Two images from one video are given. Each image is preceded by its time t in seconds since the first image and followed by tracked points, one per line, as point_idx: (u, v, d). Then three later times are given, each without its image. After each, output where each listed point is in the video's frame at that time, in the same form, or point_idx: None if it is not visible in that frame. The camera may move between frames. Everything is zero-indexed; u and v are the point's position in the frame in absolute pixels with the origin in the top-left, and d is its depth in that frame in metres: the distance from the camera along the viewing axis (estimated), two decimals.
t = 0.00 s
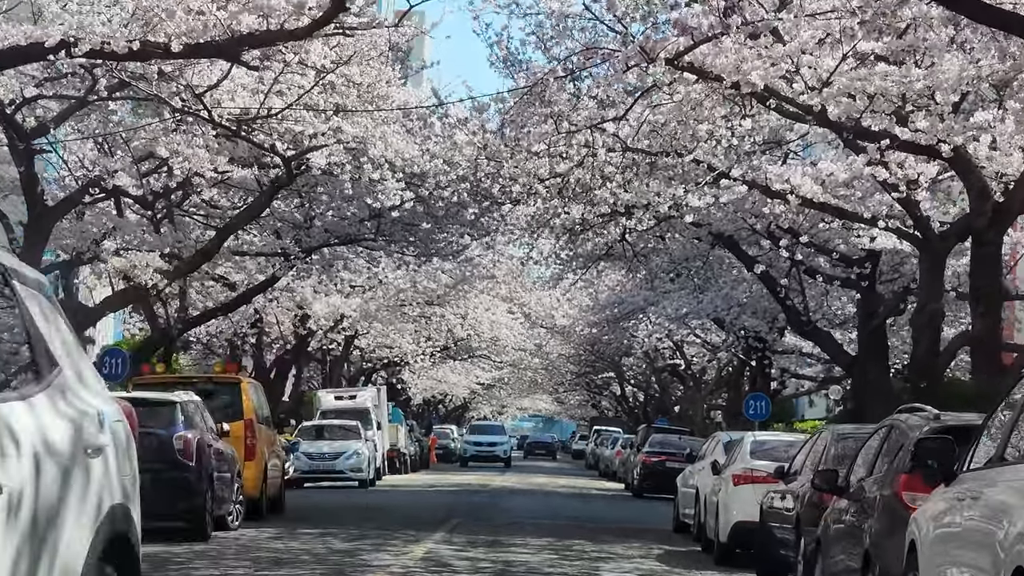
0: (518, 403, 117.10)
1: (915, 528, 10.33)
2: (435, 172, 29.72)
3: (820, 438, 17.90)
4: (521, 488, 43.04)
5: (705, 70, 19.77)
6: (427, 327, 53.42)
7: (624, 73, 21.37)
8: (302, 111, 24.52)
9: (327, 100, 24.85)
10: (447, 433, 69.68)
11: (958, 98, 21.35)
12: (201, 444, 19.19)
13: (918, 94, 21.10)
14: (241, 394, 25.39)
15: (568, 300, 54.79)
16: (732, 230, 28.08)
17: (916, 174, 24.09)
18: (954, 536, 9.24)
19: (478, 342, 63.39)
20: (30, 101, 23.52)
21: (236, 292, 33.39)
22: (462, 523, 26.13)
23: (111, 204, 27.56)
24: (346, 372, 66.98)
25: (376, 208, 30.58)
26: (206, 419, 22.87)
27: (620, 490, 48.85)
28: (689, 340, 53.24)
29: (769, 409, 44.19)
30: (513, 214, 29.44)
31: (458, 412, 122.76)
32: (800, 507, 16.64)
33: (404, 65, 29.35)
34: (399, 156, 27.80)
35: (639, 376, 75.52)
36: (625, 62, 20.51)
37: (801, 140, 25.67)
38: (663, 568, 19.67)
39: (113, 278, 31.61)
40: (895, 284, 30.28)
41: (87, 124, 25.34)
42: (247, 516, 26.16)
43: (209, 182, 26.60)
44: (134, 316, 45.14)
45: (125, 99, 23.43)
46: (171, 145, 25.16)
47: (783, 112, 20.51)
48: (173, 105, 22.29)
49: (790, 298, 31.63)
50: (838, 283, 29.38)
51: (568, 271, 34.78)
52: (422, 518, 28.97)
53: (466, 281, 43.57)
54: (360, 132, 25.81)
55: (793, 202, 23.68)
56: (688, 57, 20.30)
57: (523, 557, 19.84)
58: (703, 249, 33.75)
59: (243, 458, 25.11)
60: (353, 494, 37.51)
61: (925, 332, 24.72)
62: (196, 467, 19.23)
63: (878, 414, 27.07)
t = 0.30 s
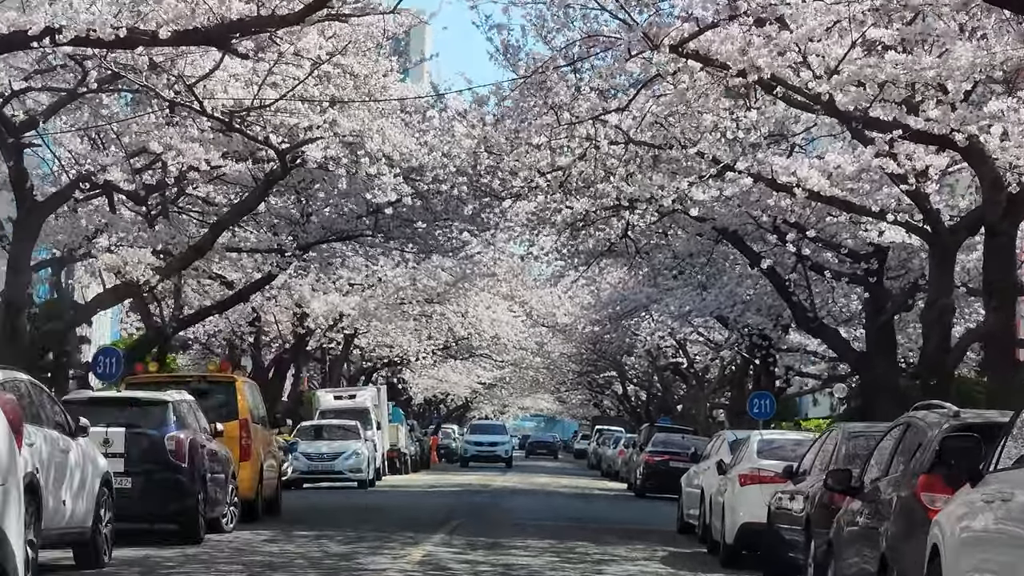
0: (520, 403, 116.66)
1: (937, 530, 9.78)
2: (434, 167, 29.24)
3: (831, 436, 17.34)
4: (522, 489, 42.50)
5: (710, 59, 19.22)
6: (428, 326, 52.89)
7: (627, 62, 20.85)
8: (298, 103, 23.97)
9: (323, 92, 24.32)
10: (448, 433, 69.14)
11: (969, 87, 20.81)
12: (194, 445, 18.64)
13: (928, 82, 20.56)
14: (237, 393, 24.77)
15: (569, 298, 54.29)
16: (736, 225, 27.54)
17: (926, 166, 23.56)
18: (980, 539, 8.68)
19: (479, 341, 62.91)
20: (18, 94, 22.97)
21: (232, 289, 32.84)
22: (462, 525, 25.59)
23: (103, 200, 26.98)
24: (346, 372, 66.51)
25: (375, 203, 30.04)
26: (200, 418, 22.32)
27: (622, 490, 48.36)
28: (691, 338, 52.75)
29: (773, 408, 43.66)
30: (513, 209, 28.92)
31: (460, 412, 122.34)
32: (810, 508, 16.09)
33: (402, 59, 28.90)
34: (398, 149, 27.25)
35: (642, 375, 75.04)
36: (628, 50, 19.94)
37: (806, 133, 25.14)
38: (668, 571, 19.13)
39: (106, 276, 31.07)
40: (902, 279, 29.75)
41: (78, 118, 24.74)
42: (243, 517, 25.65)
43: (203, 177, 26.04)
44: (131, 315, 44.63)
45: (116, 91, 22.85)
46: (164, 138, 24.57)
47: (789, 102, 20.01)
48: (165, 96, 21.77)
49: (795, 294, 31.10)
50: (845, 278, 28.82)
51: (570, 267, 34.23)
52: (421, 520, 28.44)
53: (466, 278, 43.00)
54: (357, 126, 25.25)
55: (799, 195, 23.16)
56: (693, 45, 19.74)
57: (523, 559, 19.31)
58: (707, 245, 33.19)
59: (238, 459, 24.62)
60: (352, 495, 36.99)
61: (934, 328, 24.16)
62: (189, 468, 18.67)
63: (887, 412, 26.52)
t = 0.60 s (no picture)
0: (526, 403, 116.07)
1: (970, 534, 9.16)
2: (436, 161, 28.67)
3: (848, 436, 16.71)
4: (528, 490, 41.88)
5: (721, 46, 18.60)
6: (432, 325, 52.32)
7: (635, 51, 20.25)
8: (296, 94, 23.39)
9: (323, 85, 23.73)
10: (454, 433, 68.56)
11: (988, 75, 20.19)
12: (191, 446, 18.05)
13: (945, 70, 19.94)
14: (235, 393, 24.15)
15: (575, 296, 53.69)
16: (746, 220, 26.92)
17: (941, 158, 22.94)
18: (1022, 544, 8.07)
19: (485, 341, 62.31)
20: (9, 87, 22.36)
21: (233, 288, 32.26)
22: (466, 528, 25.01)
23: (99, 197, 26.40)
24: (350, 372, 65.93)
25: (377, 199, 29.46)
26: (196, 419, 21.73)
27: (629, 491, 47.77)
28: (699, 337, 52.14)
29: (782, 407, 43.05)
30: (518, 205, 28.33)
31: (466, 412, 121.78)
32: (827, 510, 15.47)
33: (406, 53, 28.35)
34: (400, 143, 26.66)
35: (648, 374, 74.44)
36: (636, 37, 19.35)
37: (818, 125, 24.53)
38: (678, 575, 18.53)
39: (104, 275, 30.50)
40: (916, 275, 29.13)
41: (72, 112, 24.12)
42: (242, 520, 25.08)
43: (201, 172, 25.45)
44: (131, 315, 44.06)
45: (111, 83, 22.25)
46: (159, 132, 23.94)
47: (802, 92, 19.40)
48: (160, 88, 21.18)
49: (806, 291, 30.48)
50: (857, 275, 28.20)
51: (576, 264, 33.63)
52: (425, 522, 27.86)
53: (470, 277, 42.42)
54: (359, 119, 24.64)
55: (812, 188, 22.56)
56: (703, 32, 19.12)
57: (529, 563, 18.71)
58: (715, 241, 32.56)
59: (237, 461, 24.02)
60: (355, 497, 36.42)
61: (950, 325, 23.56)
62: (185, 470, 18.06)
63: (901, 411, 25.92)
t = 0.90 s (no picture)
0: (537, 405, 115.50)
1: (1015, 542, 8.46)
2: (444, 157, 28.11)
3: (871, 436, 16.11)
4: (539, 492, 41.31)
5: (736, 34, 18.04)
6: (442, 326, 51.80)
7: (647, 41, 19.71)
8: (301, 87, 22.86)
9: (328, 79, 23.19)
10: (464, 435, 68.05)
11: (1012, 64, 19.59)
12: (193, 448, 17.52)
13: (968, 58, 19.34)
14: (240, 394, 23.59)
15: (586, 296, 53.14)
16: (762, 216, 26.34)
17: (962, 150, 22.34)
18: None
19: (495, 342, 61.77)
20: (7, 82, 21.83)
21: (238, 288, 31.74)
22: (475, 532, 24.47)
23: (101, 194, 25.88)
24: (359, 373, 65.46)
25: (385, 197, 28.94)
26: (199, 421, 21.18)
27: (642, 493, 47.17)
28: (711, 337, 51.57)
29: (797, 407, 42.44)
30: (528, 202, 27.79)
31: (476, 413, 121.28)
32: (850, 513, 14.87)
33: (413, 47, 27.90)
34: (408, 139, 26.13)
35: (660, 375, 73.86)
36: (649, 26, 18.79)
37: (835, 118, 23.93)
38: None
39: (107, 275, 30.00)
40: (934, 272, 28.52)
41: (72, 108, 23.58)
42: (247, 524, 24.52)
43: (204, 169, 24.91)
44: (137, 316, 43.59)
45: (111, 77, 21.71)
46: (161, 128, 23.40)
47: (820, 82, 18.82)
48: (160, 81, 20.66)
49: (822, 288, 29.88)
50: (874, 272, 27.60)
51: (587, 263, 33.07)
52: (433, 526, 27.34)
53: (479, 276, 41.88)
54: (365, 114, 24.10)
55: (830, 183, 21.99)
56: (718, 20, 18.56)
57: (541, 568, 18.14)
58: (729, 239, 31.98)
59: (242, 464, 23.47)
60: (365, 500, 35.88)
61: (972, 322, 22.94)
62: (186, 473, 17.51)
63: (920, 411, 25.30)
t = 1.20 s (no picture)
0: (551, 407, 114.98)
1: None
2: (457, 153, 27.55)
3: (903, 436, 15.45)
4: (555, 495, 40.70)
5: (758, 21, 17.44)
6: (456, 328, 51.23)
7: (667, 30, 19.11)
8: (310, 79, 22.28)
9: (337, 71, 22.61)
10: (478, 438, 67.50)
11: None
12: (199, 451, 16.91)
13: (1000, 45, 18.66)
14: (248, 395, 23.00)
15: (602, 297, 52.54)
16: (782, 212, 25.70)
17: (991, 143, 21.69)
18: None
19: (509, 343, 61.19)
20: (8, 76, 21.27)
21: (248, 288, 31.19)
22: (489, 536, 23.86)
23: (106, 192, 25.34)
24: (373, 376, 64.94)
25: (397, 194, 28.36)
26: (206, 423, 20.60)
27: (659, 496, 46.52)
28: (728, 338, 50.91)
29: (816, 408, 41.77)
30: (542, 199, 27.22)
31: (491, 416, 120.76)
32: (881, 519, 14.21)
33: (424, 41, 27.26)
34: (420, 134, 25.55)
35: (676, 377, 73.25)
36: (669, 13, 18.16)
37: (858, 111, 23.30)
38: None
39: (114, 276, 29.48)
40: (960, 269, 27.86)
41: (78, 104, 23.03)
42: (257, 529, 23.94)
43: (211, 166, 24.35)
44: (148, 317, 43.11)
45: (115, 70, 21.16)
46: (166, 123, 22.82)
47: (845, 71, 18.18)
48: (165, 73, 20.09)
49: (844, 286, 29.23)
50: (898, 268, 26.94)
51: (603, 262, 32.49)
52: (445, 531, 26.76)
53: (493, 276, 41.29)
54: (376, 107, 23.51)
55: (853, 178, 21.37)
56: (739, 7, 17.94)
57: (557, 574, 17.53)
58: (748, 237, 31.34)
59: (251, 468, 22.89)
60: (378, 504, 35.31)
61: (1001, 319, 22.37)
62: (192, 477, 16.90)
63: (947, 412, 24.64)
